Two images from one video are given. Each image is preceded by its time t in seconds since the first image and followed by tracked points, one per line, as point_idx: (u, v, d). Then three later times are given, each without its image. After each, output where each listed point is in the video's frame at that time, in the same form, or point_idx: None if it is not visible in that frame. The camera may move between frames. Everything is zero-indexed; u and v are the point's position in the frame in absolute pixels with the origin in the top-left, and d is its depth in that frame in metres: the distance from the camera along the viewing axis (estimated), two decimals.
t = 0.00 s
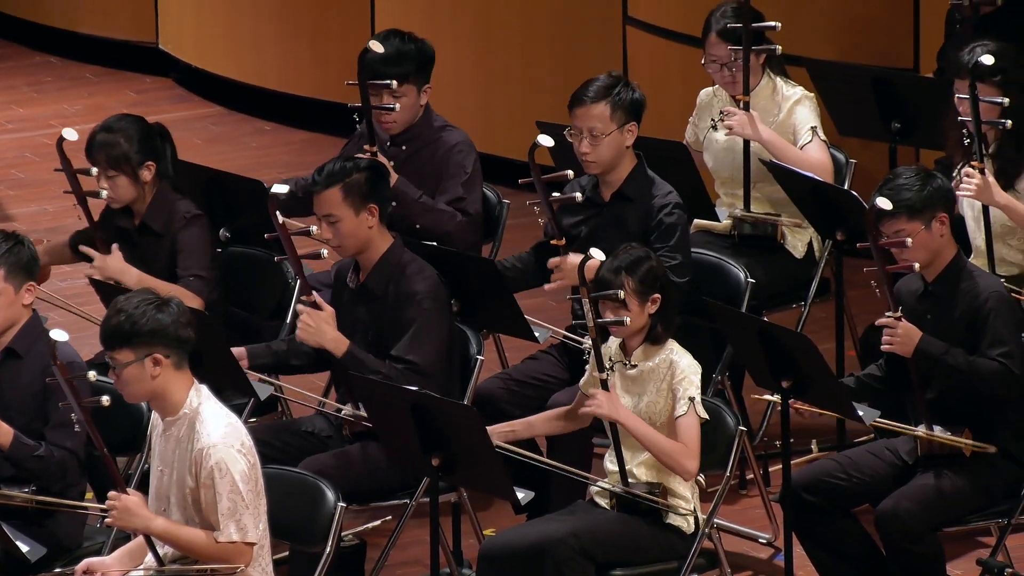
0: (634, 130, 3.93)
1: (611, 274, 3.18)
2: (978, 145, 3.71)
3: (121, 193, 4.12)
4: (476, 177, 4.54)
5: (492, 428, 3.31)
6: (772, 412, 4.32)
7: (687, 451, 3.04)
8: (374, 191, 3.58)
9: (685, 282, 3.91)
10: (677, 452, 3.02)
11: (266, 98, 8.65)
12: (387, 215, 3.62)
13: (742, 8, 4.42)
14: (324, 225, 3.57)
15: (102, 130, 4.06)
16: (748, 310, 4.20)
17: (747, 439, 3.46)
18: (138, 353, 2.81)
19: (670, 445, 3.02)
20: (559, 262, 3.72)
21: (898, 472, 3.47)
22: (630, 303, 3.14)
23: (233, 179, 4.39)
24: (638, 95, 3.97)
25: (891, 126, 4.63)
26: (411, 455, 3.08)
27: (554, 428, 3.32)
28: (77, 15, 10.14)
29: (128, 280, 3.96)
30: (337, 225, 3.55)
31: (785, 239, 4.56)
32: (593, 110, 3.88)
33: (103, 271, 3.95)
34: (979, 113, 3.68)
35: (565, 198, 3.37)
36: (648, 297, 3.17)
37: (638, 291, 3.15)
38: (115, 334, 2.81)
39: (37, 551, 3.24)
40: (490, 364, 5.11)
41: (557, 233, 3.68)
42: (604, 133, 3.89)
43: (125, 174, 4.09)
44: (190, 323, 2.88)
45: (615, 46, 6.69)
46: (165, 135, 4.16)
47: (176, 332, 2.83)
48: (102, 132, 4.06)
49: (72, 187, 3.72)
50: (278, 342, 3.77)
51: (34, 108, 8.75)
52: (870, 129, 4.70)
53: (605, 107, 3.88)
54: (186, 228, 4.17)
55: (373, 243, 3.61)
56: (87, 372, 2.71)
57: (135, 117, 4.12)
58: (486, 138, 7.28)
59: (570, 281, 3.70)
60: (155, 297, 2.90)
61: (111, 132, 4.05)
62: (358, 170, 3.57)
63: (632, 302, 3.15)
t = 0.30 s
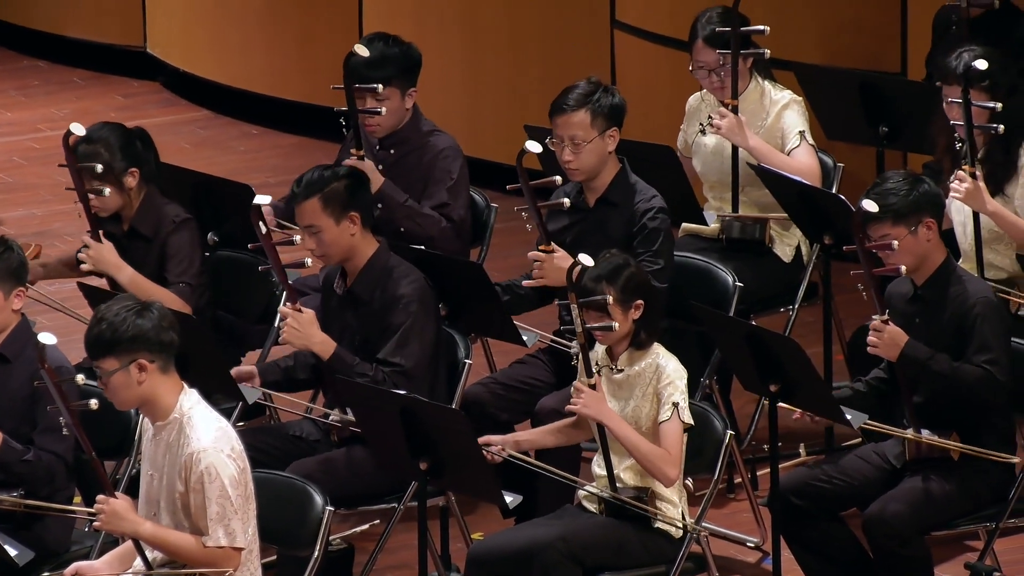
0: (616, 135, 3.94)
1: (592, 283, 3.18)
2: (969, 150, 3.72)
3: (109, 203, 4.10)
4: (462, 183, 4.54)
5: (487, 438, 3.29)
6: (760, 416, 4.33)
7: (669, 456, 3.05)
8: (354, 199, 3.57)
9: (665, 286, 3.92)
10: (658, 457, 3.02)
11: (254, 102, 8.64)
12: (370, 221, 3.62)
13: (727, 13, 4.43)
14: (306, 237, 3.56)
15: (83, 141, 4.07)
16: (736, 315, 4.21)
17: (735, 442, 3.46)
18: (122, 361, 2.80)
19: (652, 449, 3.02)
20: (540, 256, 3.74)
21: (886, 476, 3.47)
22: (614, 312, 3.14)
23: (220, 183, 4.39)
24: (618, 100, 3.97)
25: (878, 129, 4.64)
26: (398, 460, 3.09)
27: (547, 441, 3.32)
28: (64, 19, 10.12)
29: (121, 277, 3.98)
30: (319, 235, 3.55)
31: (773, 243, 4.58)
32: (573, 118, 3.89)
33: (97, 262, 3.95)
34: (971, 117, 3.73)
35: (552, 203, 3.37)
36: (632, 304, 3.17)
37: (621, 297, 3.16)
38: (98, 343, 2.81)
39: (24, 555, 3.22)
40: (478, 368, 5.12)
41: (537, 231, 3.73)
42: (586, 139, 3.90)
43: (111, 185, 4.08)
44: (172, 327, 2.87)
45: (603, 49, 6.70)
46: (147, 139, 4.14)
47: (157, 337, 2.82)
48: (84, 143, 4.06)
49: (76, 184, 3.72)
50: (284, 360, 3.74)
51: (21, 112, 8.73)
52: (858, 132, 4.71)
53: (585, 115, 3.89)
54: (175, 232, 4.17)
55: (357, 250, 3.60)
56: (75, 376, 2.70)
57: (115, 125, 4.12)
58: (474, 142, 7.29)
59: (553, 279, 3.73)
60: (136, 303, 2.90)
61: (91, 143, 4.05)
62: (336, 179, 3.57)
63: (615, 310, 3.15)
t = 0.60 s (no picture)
0: (600, 141, 3.94)
1: (576, 292, 3.18)
2: (958, 154, 3.73)
3: (101, 210, 4.09)
4: (453, 185, 4.56)
5: (481, 444, 3.28)
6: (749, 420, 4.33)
7: (659, 461, 3.04)
8: (337, 208, 3.54)
9: (654, 291, 3.93)
10: (648, 461, 3.03)
11: (243, 107, 8.63)
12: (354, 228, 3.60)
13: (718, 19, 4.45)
14: (291, 250, 3.54)
15: (74, 148, 4.05)
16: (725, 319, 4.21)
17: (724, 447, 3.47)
18: (111, 366, 2.80)
19: (642, 454, 3.03)
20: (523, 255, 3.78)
21: (876, 481, 3.48)
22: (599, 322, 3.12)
23: (209, 189, 4.39)
24: (601, 104, 3.97)
25: (868, 134, 4.65)
26: (388, 465, 3.09)
27: (537, 446, 3.32)
28: (53, 24, 10.11)
29: (113, 284, 3.98)
30: (305, 247, 3.53)
31: (762, 248, 4.60)
32: (557, 124, 3.90)
33: (88, 268, 3.96)
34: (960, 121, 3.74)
35: (541, 209, 3.38)
36: (615, 311, 3.16)
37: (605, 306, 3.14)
38: (88, 348, 2.80)
39: (13, 561, 3.16)
40: (467, 372, 5.12)
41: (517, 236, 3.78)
42: (569, 145, 3.90)
43: (102, 192, 4.06)
44: (162, 333, 2.86)
45: (592, 54, 6.71)
46: (136, 144, 4.14)
47: (147, 343, 2.81)
48: (75, 150, 4.05)
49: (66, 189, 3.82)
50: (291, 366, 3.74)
51: (10, 117, 8.71)
52: (848, 137, 4.72)
53: (568, 120, 3.89)
54: (166, 237, 4.17)
55: (344, 257, 3.59)
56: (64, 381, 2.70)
57: (106, 132, 4.11)
58: (463, 147, 7.29)
59: (539, 283, 3.73)
60: (126, 308, 2.88)
61: (83, 150, 4.04)
62: (318, 190, 3.54)
63: (599, 321, 3.14)
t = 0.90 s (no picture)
0: (594, 146, 3.95)
1: (564, 301, 3.18)
2: (948, 160, 3.74)
3: (91, 218, 4.10)
4: (443, 192, 4.57)
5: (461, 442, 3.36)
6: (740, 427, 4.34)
7: (650, 466, 3.04)
8: (338, 212, 3.58)
9: (646, 294, 3.93)
10: (639, 468, 3.02)
11: (234, 113, 8.63)
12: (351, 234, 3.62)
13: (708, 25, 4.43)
14: (288, 247, 3.56)
15: (60, 158, 4.04)
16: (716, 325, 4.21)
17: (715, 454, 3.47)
18: (105, 370, 2.79)
19: (634, 459, 3.02)
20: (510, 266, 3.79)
21: (867, 487, 3.48)
22: (588, 329, 3.13)
23: (200, 195, 4.39)
24: (598, 110, 3.98)
25: (858, 140, 4.66)
26: (379, 472, 3.08)
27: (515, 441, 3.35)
28: (43, 30, 10.10)
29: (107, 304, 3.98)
30: (301, 246, 3.54)
31: (753, 255, 4.60)
32: (553, 127, 3.91)
33: (82, 291, 3.95)
34: (950, 126, 3.75)
35: (532, 214, 3.36)
36: (605, 320, 3.16)
37: (594, 314, 3.14)
38: (83, 351, 2.80)
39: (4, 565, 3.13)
40: (458, 379, 5.12)
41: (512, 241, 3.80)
42: (564, 149, 3.91)
43: (91, 199, 4.07)
44: (157, 339, 2.86)
45: (583, 61, 6.71)
46: (122, 150, 4.14)
47: (143, 349, 2.82)
48: (61, 160, 4.05)
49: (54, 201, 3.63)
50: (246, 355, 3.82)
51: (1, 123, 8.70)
52: (838, 143, 4.73)
53: (564, 124, 3.91)
54: (158, 243, 4.16)
55: (337, 262, 3.60)
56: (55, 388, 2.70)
57: (91, 139, 4.10)
58: (454, 153, 7.29)
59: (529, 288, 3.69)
60: (122, 313, 2.90)
61: (69, 160, 4.03)
62: (322, 191, 3.58)
63: (589, 328, 3.14)
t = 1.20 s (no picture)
0: (590, 147, 3.96)
1: (561, 298, 3.19)
2: (939, 164, 3.76)
3: (81, 223, 4.11)
4: (432, 193, 4.56)
5: (455, 447, 3.29)
6: (731, 429, 4.34)
7: (638, 469, 3.04)
8: (341, 209, 3.61)
9: (637, 296, 3.92)
10: (627, 471, 3.03)
11: (225, 116, 8.63)
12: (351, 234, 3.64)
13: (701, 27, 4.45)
14: (287, 242, 3.57)
15: (45, 168, 4.01)
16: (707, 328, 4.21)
17: (705, 457, 3.48)
18: (97, 376, 2.78)
19: (621, 462, 3.02)
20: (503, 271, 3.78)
21: (857, 489, 3.49)
22: (581, 327, 3.14)
23: (192, 198, 4.39)
24: (594, 113, 4.00)
25: (849, 143, 4.67)
26: (370, 475, 3.08)
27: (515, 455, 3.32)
28: (34, 33, 10.09)
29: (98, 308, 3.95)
30: (301, 241, 3.56)
31: (744, 257, 4.61)
32: (550, 126, 3.91)
33: (72, 296, 3.91)
34: (940, 129, 3.75)
35: (524, 217, 3.35)
36: (599, 320, 3.18)
37: (589, 312, 3.16)
38: (74, 356, 2.79)
39: None
40: (449, 381, 5.12)
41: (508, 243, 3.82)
42: (561, 148, 3.91)
43: (79, 206, 4.07)
44: (148, 343, 2.85)
45: (574, 64, 6.72)
46: (106, 154, 4.13)
47: (134, 353, 2.81)
48: (46, 170, 4.01)
49: (35, 206, 3.69)
50: (247, 373, 3.72)
51: None
52: (829, 146, 4.74)
53: (562, 123, 3.92)
54: (149, 247, 4.16)
55: (335, 261, 3.61)
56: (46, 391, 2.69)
57: (74, 145, 4.07)
58: (444, 156, 7.30)
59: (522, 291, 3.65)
60: (112, 317, 2.88)
61: (54, 170, 4.00)
62: (325, 188, 3.60)
63: (583, 325, 3.16)
